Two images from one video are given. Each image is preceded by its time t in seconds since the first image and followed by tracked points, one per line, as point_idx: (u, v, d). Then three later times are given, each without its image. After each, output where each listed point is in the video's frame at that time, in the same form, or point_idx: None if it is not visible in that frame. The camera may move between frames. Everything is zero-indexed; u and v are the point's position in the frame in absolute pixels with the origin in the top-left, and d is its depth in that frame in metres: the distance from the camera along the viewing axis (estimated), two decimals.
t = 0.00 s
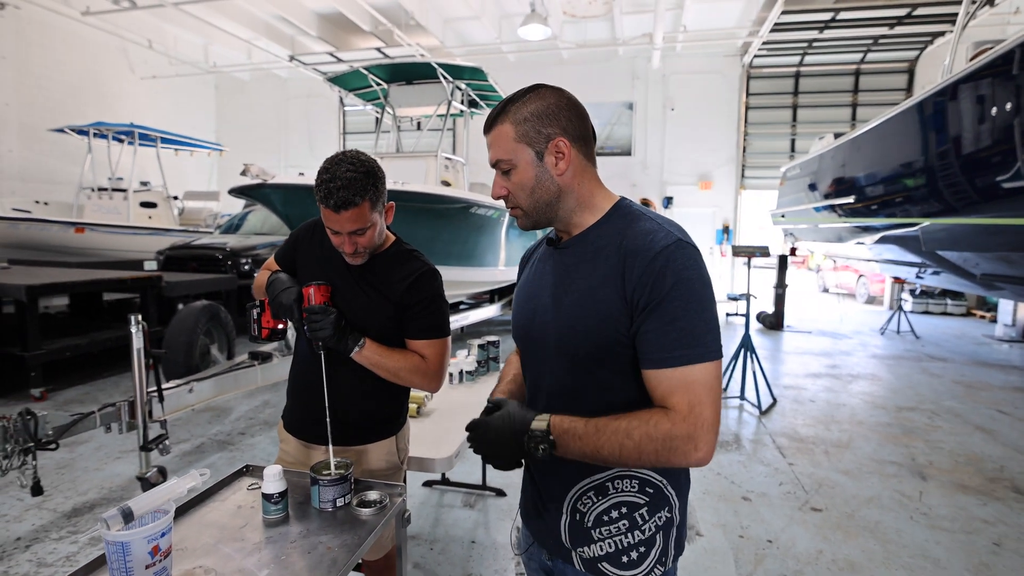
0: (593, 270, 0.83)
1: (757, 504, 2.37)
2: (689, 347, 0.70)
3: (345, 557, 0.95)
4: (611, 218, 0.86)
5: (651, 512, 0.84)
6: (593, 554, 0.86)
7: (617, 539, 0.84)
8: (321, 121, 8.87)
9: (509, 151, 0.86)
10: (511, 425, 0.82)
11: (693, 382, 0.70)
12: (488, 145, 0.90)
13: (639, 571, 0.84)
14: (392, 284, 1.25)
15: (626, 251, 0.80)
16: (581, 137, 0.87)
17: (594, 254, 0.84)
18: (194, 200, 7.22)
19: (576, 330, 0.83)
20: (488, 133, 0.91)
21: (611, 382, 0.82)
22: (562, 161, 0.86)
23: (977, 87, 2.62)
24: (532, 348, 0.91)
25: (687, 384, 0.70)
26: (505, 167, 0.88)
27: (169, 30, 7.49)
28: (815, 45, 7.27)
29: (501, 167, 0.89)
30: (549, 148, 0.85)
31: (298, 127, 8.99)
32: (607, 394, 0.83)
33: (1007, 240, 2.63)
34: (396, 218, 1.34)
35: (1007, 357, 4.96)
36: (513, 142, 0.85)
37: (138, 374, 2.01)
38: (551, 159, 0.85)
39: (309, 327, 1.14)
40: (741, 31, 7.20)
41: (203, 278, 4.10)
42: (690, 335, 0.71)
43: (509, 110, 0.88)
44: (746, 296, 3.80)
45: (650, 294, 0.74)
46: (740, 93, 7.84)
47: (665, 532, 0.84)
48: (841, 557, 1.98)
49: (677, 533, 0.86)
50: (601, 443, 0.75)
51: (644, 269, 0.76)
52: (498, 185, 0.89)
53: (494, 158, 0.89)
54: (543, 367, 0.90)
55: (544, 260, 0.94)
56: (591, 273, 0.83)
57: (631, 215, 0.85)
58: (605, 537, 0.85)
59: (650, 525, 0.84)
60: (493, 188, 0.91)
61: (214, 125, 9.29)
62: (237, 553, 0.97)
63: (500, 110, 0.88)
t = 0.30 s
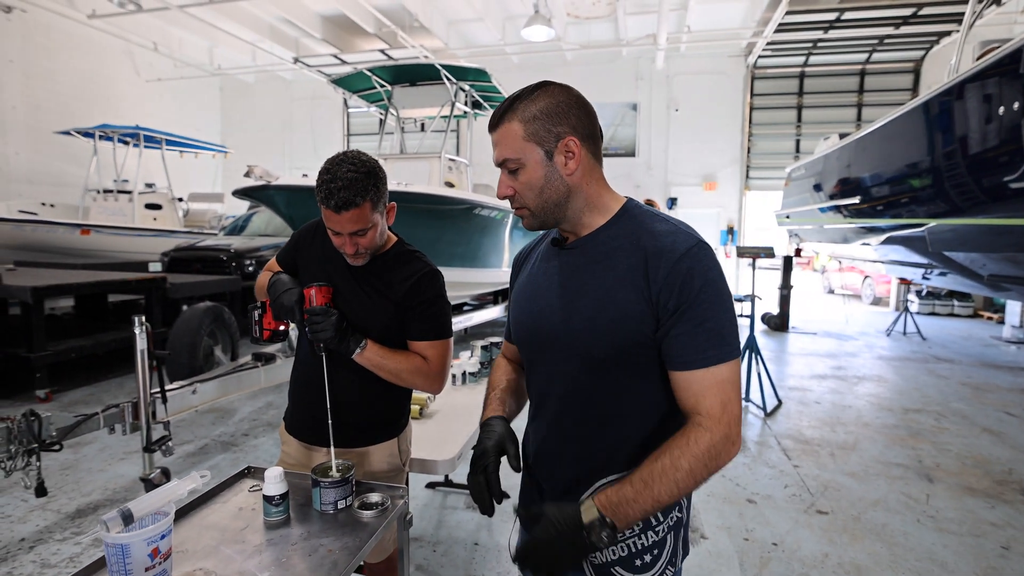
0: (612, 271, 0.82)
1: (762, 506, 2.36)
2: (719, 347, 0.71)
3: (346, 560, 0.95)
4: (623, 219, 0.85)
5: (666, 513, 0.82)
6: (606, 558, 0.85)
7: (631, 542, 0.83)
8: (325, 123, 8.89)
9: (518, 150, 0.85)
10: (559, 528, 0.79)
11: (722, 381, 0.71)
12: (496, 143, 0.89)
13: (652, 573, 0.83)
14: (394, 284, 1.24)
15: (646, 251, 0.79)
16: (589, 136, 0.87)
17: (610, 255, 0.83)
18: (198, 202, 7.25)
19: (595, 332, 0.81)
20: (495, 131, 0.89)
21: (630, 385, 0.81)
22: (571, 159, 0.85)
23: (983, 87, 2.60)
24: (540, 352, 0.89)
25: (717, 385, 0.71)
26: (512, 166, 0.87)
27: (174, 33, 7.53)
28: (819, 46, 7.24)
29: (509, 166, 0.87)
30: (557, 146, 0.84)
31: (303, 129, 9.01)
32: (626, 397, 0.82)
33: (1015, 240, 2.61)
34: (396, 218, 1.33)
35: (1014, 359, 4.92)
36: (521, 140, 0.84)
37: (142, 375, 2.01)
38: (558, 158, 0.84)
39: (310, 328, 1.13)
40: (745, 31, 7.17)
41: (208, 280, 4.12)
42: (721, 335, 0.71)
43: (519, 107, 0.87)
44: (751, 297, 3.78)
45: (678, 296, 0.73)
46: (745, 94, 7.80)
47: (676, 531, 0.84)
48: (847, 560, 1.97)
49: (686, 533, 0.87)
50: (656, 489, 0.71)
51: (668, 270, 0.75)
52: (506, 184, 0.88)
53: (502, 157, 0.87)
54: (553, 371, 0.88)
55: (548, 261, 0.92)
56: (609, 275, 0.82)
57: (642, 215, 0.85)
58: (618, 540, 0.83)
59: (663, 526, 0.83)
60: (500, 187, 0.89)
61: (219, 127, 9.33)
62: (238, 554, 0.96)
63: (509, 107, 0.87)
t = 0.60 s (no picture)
0: (618, 273, 0.81)
1: (767, 508, 2.34)
2: (727, 352, 0.70)
3: (349, 561, 0.94)
4: (628, 219, 0.84)
5: (669, 519, 0.82)
6: (608, 563, 0.84)
7: (633, 548, 0.82)
8: (329, 123, 8.90)
9: (522, 148, 0.84)
10: None
11: (732, 387, 0.71)
12: (500, 142, 0.88)
13: None
14: (397, 285, 1.24)
15: (653, 253, 0.78)
16: (595, 134, 0.86)
17: (616, 256, 0.82)
18: (203, 203, 7.27)
19: (600, 334, 0.81)
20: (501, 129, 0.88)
21: (638, 390, 0.81)
22: (576, 156, 0.84)
23: (991, 85, 2.57)
24: (545, 354, 0.88)
25: (726, 392, 0.71)
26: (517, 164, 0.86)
27: (179, 34, 7.55)
28: (825, 45, 7.20)
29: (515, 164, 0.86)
30: (562, 143, 0.83)
31: (307, 129, 9.04)
32: (631, 401, 0.81)
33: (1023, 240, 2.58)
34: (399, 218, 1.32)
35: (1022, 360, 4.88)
36: (526, 139, 0.84)
37: (146, 376, 2.01)
38: (564, 155, 0.84)
39: (313, 329, 1.13)
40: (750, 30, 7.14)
41: (212, 280, 4.13)
42: (729, 339, 0.71)
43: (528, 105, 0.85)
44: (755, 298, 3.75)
45: (685, 298, 0.73)
46: (750, 94, 7.77)
47: (681, 538, 0.83)
48: (854, 562, 1.95)
49: (690, 539, 0.86)
50: (723, 543, 0.72)
51: (676, 272, 0.74)
52: (510, 183, 0.87)
53: (507, 155, 0.86)
54: (558, 373, 0.87)
55: (551, 262, 0.92)
56: (615, 277, 0.81)
57: (648, 215, 0.84)
58: (620, 546, 0.83)
59: (666, 533, 0.82)
60: (506, 186, 0.88)
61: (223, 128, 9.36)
62: (241, 556, 0.96)
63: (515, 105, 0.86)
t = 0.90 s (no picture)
0: (626, 273, 0.80)
1: (773, 509, 2.32)
2: (739, 352, 0.70)
3: (352, 564, 0.94)
4: (636, 219, 0.84)
5: (678, 523, 0.81)
6: (616, 570, 0.84)
7: (641, 554, 0.82)
8: (332, 125, 8.92)
9: (550, 134, 0.81)
10: None
11: (742, 389, 0.70)
12: (520, 128, 0.84)
13: None
14: (399, 287, 1.23)
15: (663, 252, 0.77)
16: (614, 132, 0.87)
17: (624, 255, 0.81)
18: (208, 205, 7.29)
19: (608, 335, 0.80)
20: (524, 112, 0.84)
21: (646, 392, 0.80)
22: (598, 150, 0.84)
23: (997, 82, 2.55)
24: (551, 355, 0.87)
25: (737, 393, 0.70)
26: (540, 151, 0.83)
27: (183, 37, 7.58)
28: (829, 42, 7.18)
29: (536, 152, 0.83)
30: (589, 135, 0.83)
31: (310, 131, 9.06)
32: (639, 403, 0.80)
33: None
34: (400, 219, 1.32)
35: None
36: (555, 125, 0.81)
37: (151, 378, 2.01)
38: (589, 148, 0.83)
39: (316, 330, 1.13)
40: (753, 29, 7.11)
41: (216, 282, 4.14)
42: (742, 340, 0.70)
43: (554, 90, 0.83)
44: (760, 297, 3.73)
45: (697, 299, 0.72)
46: (754, 92, 7.74)
47: (689, 543, 0.82)
48: (861, 564, 1.93)
49: (699, 544, 0.85)
50: (731, 546, 0.71)
51: (687, 272, 0.73)
52: (529, 171, 0.83)
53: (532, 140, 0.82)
54: (564, 374, 0.86)
55: (557, 261, 0.91)
56: (624, 278, 0.80)
57: (657, 215, 0.83)
58: (629, 551, 0.83)
59: (676, 538, 0.81)
60: (523, 174, 0.84)
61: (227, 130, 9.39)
62: (244, 559, 0.95)
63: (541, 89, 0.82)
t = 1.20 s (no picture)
0: (633, 271, 0.80)
1: (776, 509, 2.32)
2: (746, 351, 0.70)
3: (353, 565, 0.94)
4: (642, 219, 0.83)
5: (684, 524, 0.83)
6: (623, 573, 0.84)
7: (648, 556, 0.83)
8: (334, 126, 8.93)
9: (610, 120, 0.80)
10: None
11: (748, 388, 0.70)
12: (573, 108, 0.81)
13: None
14: (399, 287, 1.23)
15: (671, 252, 0.77)
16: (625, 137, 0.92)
17: (631, 253, 0.81)
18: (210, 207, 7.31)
19: (613, 333, 0.79)
20: (574, 94, 0.81)
21: (650, 392, 0.79)
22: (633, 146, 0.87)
23: (1001, 79, 2.53)
24: (554, 354, 0.87)
25: (742, 392, 0.70)
26: (598, 136, 0.81)
27: (186, 39, 7.58)
28: (832, 40, 7.16)
29: (591, 137, 0.81)
30: (631, 129, 0.85)
31: (312, 132, 9.08)
32: (643, 402, 0.80)
33: None
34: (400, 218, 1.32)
35: None
36: (616, 111, 0.81)
37: (154, 378, 2.02)
38: (631, 142, 0.85)
39: (316, 331, 1.13)
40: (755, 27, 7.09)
41: (219, 283, 4.16)
42: (749, 339, 0.70)
43: (599, 79, 0.83)
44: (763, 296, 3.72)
45: (707, 297, 0.72)
46: (757, 91, 7.72)
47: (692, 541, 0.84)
48: (865, 564, 1.93)
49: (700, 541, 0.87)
50: (721, 543, 0.69)
51: (697, 270, 0.73)
52: (585, 154, 0.80)
53: (590, 124, 0.80)
54: (568, 373, 0.86)
55: (560, 259, 0.90)
56: (630, 276, 0.80)
57: (662, 215, 0.83)
58: (636, 554, 0.83)
59: (682, 539, 0.82)
60: (577, 158, 0.81)
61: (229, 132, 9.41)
62: (246, 560, 0.95)
63: (594, 75, 0.81)
